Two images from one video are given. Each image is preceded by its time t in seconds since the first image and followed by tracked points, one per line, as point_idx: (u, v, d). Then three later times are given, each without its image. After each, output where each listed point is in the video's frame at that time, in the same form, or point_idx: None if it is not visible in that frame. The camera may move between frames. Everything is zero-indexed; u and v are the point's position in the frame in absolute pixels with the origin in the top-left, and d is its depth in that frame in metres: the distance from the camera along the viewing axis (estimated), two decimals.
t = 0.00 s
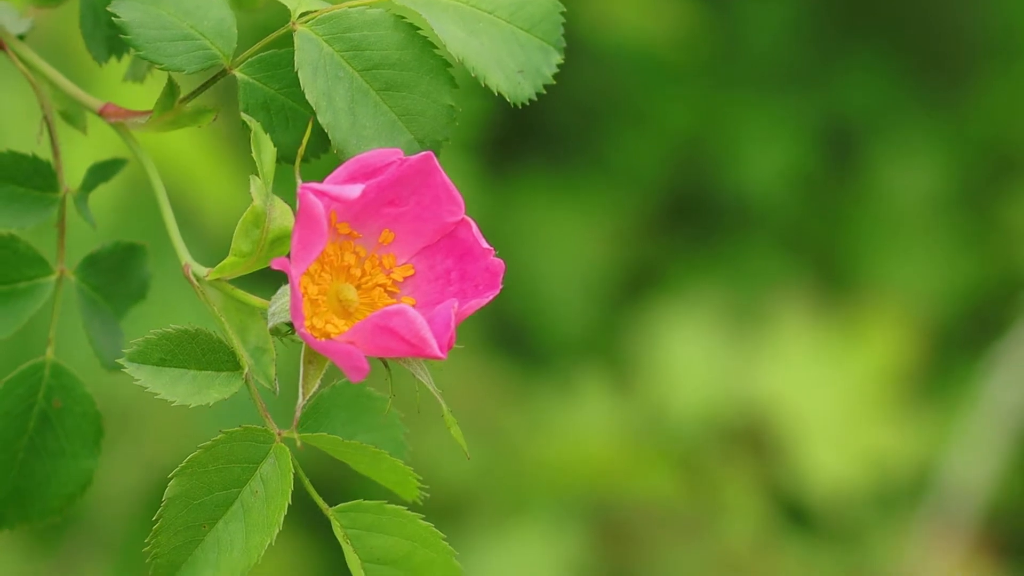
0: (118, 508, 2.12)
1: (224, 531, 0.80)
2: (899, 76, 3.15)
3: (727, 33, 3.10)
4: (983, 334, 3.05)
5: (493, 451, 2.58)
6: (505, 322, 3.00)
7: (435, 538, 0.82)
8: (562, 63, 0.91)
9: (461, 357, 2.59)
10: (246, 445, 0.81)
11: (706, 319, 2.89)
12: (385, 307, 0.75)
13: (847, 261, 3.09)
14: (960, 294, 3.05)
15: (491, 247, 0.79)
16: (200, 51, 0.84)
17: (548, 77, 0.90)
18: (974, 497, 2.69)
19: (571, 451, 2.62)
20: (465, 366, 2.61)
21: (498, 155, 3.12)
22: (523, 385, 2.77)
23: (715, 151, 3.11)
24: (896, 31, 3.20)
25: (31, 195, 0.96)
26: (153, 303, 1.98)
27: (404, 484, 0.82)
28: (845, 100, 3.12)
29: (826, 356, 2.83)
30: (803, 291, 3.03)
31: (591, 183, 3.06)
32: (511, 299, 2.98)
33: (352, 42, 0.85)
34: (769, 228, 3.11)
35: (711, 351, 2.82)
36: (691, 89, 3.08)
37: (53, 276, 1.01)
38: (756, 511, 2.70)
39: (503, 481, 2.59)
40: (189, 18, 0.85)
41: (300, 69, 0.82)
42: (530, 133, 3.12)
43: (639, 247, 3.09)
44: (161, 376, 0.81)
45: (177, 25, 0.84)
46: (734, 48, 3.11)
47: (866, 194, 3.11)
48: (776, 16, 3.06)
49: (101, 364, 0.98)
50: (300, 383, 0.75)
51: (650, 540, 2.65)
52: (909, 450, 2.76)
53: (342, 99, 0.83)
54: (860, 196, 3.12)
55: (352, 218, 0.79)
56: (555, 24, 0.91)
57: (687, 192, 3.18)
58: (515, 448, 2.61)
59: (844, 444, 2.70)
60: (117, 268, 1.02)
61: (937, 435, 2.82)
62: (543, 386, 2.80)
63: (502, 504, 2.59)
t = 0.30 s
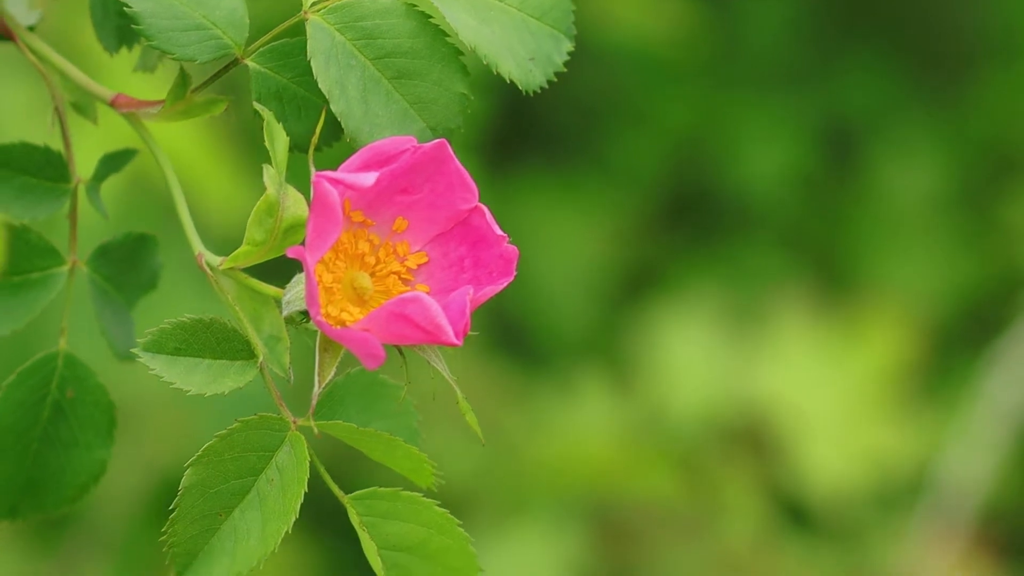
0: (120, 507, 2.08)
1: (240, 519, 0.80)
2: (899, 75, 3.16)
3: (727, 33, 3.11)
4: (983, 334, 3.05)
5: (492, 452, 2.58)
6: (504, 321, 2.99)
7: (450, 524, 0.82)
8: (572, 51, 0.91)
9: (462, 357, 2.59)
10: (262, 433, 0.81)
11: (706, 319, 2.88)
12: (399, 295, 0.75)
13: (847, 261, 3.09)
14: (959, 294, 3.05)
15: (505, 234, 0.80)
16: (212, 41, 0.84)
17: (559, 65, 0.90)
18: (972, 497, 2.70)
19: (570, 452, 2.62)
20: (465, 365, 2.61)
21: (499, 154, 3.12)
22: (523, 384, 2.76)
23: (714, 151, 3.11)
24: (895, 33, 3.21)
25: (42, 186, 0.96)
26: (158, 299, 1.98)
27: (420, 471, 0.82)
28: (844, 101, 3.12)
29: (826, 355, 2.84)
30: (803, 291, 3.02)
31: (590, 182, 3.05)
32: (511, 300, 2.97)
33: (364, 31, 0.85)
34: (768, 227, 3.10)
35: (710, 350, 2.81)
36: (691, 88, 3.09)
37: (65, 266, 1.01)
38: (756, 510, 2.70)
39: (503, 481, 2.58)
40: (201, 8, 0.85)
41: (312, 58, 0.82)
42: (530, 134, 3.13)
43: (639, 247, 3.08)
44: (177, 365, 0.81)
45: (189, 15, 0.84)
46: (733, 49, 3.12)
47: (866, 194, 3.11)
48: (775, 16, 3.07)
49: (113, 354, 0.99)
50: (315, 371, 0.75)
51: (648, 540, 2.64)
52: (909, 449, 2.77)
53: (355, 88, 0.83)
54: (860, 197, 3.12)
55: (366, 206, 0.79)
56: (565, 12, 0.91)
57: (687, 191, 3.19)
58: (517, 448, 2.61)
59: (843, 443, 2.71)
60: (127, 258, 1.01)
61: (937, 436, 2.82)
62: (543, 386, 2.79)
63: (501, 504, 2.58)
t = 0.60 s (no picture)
0: (122, 508, 2.17)
1: (256, 508, 0.80)
2: (900, 75, 3.16)
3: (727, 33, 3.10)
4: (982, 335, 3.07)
5: (492, 452, 2.58)
6: (504, 321, 3.00)
7: (466, 513, 0.83)
8: (584, 41, 0.91)
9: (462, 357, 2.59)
10: (277, 422, 0.82)
11: (706, 320, 2.88)
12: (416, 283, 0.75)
13: (846, 261, 3.09)
14: (959, 294, 3.05)
15: (521, 223, 0.80)
16: (226, 31, 0.84)
17: (571, 55, 0.90)
18: (972, 499, 2.75)
19: (570, 451, 2.61)
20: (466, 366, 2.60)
21: (499, 153, 3.12)
22: (523, 385, 2.77)
23: (713, 152, 3.11)
24: (894, 34, 3.21)
25: (56, 177, 0.96)
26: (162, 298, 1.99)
27: (436, 460, 0.82)
28: (843, 101, 3.12)
29: (826, 355, 2.84)
30: (802, 291, 3.02)
31: (590, 182, 3.04)
32: (511, 299, 2.97)
33: (378, 20, 0.85)
34: (768, 227, 3.10)
35: (710, 351, 2.82)
36: (691, 89, 3.08)
37: (78, 257, 1.01)
38: (757, 510, 2.71)
39: (503, 480, 2.58)
40: None
41: (327, 48, 0.83)
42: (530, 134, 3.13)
43: (639, 248, 3.09)
44: (193, 354, 0.81)
45: (203, 5, 0.84)
46: (733, 49, 3.10)
47: (865, 194, 3.10)
48: (776, 16, 3.06)
49: (127, 345, 0.99)
50: (332, 359, 0.75)
51: (652, 536, 2.64)
52: (910, 449, 2.77)
53: (369, 77, 0.83)
54: (860, 197, 3.11)
55: (382, 196, 0.79)
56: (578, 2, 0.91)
57: (687, 191, 3.19)
58: (518, 447, 2.62)
59: (844, 444, 2.71)
60: (141, 249, 1.02)
61: (936, 436, 2.82)
62: (544, 386, 2.79)
63: (502, 504, 2.58)
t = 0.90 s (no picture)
0: (123, 511, 2.21)
1: (275, 500, 0.81)
2: (901, 75, 3.14)
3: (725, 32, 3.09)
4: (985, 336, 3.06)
5: (494, 452, 2.58)
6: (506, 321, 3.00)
7: (484, 502, 0.84)
8: (599, 30, 0.91)
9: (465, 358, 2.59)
10: (295, 413, 0.82)
11: (707, 320, 2.89)
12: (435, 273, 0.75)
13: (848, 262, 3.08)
14: (961, 294, 3.02)
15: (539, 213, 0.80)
16: (243, 23, 0.84)
17: (586, 43, 0.90)
18: (988, 503, 2.73)
19: (570, 453, 2.62)
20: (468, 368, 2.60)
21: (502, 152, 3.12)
22: (524, 386, 2.77)
23: (714, 152, 3.09)
24: (895, 33, 3.19)
25: (73, 170, 0.97)
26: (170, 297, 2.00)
27: (455, 450, 0.82)
28: (843, 102, 3.11)
29: (828, 356, 2.85)
30: (802, 292, 3.02)
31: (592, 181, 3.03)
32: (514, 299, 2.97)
33: (394, 11, 0.85)
34: (768, 224, 3.08)
35: (716, 352, 2.83)
36: (689, 90, 3.07)
37: (95, 250, 1.02)
38: (758, 510, 2.72)
39: (502, 483, 2.58)
40: None
41: (344, 39, 0.82)
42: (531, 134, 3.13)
43: (642, 249, 3.08)
44: (211, 345, 0.80)
45: None
46: (733, 48, 3.09)
47: (867, 192, 3.09)
48: (777, 15, 3.04)
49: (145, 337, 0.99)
50: (352, 350, 0.75)
51: (652, 539, 2.66)
52: (913, 451, 2.77)
53: (385, 68, 0.83)
54: (860, 197, 3.10)
55: (400, 186, 0.79)
56: None
57: (688, 191, 3.18)
58: (520, 447, 2.63)
59: (848, 444, 2.72)
60: (156, 241, 1.02)
61: (939, 438, 2.81)
62: (546, 387, 2.80)
63: (504, 506, 2.59)
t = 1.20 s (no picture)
0: (128, 509, 2.22)
1: (294, 492, 0.81)
2: (902, 75, 3.10)
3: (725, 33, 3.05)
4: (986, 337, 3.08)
5: (502, 450, 2.60)
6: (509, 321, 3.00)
7: (502, 494, 0.84)
8: (614, 21, 0.91)
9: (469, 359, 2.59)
10: (313, 405, 0.82)
11: (710, 321, 2.89)
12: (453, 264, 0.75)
13: (851, 262, 3.08)
14: (964, 294, 3.04)
15: (556, 204, 0.80)
16: (258, 17, 0.84)
17: (601, 34, 0.90)
18: (1002, 504, 2.75)
19: (575, 451, 2.63)
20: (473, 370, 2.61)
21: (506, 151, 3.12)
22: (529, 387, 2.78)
23: (717, 152, 3.07)
24: (896, 33, 3.13)
25: (89, 165, 0.97)
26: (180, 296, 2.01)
27: (472, 442, 0.82)
28: (843, 104, 3.08)
29: (832, 357, 2.85)
30: (804, 291, 3.03)
31: (594, 181, 3.03)
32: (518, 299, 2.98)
33: (410, 3, 0.84)
34: (771, 225, 3.08)
35: (720, 351, 2.83)
36: (689, 91, 3.04)
37: (111, 244, 1.02)
38: (761, 509, 2.74)
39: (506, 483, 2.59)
40: None
41: (360, 31, 0.82)
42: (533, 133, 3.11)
43: (646, 250, 3.08)
44: (229, 338, 0.80)
45: None
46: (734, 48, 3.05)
47: (869, 192, 3.08)
48: (778, 15, 3.00)
49: (161, 331, 1.02)
50: (370, 342, 0.74)
51: (655, 539, 2.67)
52: (918, 451, 2.78)
53: (401, 60, 0.83)
54: (863, 197, 3.09)
55: (417, 177, 0.80)
56: None
57: (690, 191, 3.18)
58: (527, 448, 2.63)
59: (851, 445, 2.74)
60: (171, 237, 1.02)
61: (942, 440, 2.84)
62: (551, 389, 2.81)
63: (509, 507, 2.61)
